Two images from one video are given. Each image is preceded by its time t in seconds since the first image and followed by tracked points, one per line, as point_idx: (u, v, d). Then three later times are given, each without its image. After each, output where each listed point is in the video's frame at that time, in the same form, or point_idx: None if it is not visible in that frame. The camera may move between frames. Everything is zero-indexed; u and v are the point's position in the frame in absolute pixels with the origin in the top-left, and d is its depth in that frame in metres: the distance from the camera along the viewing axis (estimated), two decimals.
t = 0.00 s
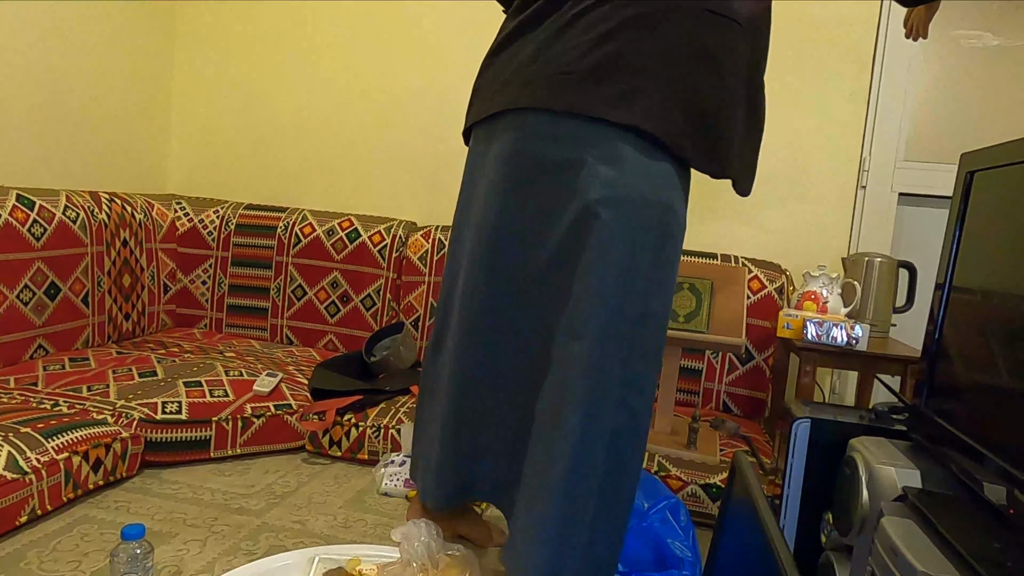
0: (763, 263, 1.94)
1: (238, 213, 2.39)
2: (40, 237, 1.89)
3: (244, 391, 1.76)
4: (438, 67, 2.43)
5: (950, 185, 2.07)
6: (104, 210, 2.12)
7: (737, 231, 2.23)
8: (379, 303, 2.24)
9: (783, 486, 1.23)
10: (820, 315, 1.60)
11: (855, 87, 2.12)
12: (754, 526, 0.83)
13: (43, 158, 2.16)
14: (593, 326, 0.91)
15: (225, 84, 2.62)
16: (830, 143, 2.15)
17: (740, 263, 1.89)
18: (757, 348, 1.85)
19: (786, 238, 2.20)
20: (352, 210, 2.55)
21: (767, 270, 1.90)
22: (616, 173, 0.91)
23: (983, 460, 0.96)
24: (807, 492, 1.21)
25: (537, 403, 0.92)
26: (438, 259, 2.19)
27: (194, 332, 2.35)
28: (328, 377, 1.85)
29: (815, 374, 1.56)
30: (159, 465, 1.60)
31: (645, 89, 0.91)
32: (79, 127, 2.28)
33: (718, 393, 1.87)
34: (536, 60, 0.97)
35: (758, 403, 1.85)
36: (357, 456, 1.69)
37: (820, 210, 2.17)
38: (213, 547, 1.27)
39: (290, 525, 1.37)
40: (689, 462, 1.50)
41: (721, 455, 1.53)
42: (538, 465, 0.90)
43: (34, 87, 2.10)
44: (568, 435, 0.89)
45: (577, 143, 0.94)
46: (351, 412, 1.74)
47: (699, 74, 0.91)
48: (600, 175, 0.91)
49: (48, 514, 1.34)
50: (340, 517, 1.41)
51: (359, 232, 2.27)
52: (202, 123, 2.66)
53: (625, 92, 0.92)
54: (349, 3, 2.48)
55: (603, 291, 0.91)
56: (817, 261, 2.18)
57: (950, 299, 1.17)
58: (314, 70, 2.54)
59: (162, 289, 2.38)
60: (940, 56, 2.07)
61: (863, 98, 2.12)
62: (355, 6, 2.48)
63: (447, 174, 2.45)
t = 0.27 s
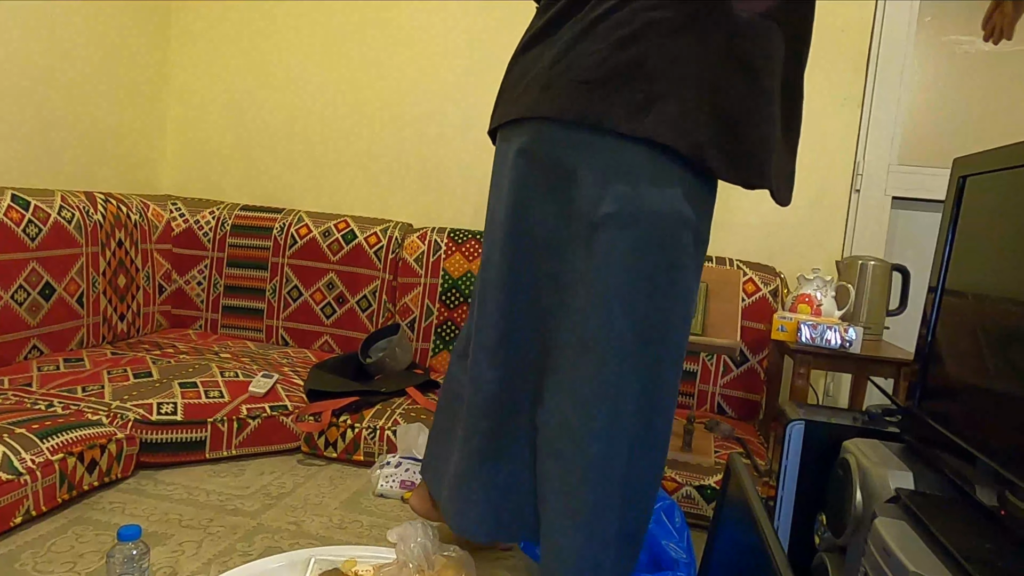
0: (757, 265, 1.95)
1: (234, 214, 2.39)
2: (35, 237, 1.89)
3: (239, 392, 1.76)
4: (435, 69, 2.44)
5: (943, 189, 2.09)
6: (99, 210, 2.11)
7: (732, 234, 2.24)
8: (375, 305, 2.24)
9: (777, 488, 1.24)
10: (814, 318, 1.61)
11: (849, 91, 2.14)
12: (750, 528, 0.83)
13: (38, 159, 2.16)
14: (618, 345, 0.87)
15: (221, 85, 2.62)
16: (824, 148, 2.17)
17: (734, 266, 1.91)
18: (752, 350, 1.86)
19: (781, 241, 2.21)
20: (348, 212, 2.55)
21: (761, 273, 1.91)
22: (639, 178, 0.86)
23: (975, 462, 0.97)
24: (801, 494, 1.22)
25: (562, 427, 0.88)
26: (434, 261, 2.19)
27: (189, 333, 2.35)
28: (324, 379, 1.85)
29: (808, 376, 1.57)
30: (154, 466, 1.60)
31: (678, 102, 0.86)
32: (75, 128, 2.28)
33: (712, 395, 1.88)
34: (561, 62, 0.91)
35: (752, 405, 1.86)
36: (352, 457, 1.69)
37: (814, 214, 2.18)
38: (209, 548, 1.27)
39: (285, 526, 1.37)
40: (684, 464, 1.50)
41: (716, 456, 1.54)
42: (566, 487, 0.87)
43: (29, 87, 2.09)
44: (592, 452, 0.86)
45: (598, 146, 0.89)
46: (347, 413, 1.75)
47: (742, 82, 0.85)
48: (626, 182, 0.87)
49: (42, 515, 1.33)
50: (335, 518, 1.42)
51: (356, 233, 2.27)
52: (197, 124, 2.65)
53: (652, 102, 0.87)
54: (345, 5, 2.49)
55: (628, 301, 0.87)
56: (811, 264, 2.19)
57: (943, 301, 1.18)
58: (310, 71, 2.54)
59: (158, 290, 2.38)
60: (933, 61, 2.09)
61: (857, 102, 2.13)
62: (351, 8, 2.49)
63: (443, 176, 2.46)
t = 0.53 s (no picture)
0: (750, 270, 1.96)
1: (228, 215, 2.39)
2: (28, 236, 1.88)
3: (233, 393, 1.75)
4: (431, 71, 2.44)
5: (934, 196, 2.11)
6: (93, 210, 2.11)
7: (725, 238, 2.25)
8: (370, 306, 2.25)
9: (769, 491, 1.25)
10: (806, 322, 1.62)
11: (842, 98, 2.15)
12: (742, 531, 0.84)
13: (32, 157, 2.15)
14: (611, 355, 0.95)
15: (217, 85, 2.62)
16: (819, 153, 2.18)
17: (728, 270, 1.92)
18: (744, 354, 1.87)
19: (774, 246, 2.22)
20: (343, 213, 2.55)
21: (754, 277, 1.93)
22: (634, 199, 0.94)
23: (963, 467, 0.98)
24: (792, 497, 1.23)
25: (556, 430, 0.95)
26: (429, 263, 2.20)
27: (183, 333, 2.35)
28: (318, 380, 1.85)
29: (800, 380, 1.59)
30: (147, 466, 1.59)
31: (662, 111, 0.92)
32: (70, 127, 2.27)
33: (705, 398, 1.89)
34: (559, 69, 0.97)
35: (745, 408, 1.87)
36: (346, 458, 1.70)
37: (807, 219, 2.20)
38: (202, 549, 1.27)
39: (279, 527, 1.37)
40: (677, 466, 1.51)
41: (708, 459, 1.55)
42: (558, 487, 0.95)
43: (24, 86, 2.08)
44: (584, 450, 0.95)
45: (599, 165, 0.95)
46: (341, 414, 1.75)
47: (727, 87, 0.89)
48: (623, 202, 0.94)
49: (35, 516, 1.33)
50: (329, 519, 1.42)
51: (350, 234, 2.27)
52: (193, 124, 2.65)
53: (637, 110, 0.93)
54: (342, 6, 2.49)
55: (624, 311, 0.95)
56: (804, 269, 2.21)
57: (933, 307, 1.20)
58: (306, 72, 2.54)
59: (151, 290, 2.37)
60: (925, 69, 2.11)
61: (850, 109, 2.15)
62: (348, 9, 2.49)
63: (438, 178, 2.46)
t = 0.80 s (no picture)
0: (736, 275, 1.99)
1: (216, 215, 2.38)
2: (13, 235, 1.87)
3: (220, 394, 1.75)
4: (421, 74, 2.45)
5: (916, 204, 2.14)
6: (79, 209, 2.10)
7: (712, 243, 2.28)
8: (358, 308, 2.25)
9: (753, 494, 1.27)
10: (791, 328, 1.65)
11: (827, 106, 2.19)
12: (726, 533, 0.86)
13: (18, 156, 2.13)
14: (591, 364, 0.97)
15: (206, 86, 2.61)
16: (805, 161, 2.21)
17: (714, 274, 1.94)
18: (730, 358, 1.89)
19: (760, 252, 2.25)
20: (332, 215, 2.55)
21: (740, 282, 1.95)
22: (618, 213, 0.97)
23: (941, 469, 1.01)
24: (776, 499, 1.25)
25: (533, 437, 0.98)
26: (418, 265, 2.20)
27: (169, 334, 2.34)
28: (305, 382, 1.85)
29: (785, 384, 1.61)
30: (133, 468, 1.59)
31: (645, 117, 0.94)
32: (56, 126, 2.25)
33: (691, 402, 1.91)
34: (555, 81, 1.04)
35: (730, 412, 1.89)
36: (334, 460, 1.70)
37: (793, 225, 2.23)
38: (189, 552, 1.26)
39: (266, 529, 1.37)
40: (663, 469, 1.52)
41: (694, 461, 1.57)
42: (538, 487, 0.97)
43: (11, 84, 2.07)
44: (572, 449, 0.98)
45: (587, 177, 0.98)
46: (329, 416, 1.75)
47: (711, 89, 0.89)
48: (607, 216, 0.97)
49: (19, 518, 1.32)
50: (317, 522, 1.42)
51: (339, 236, 2.27)
52: (181, 124, 2.64)
53: (625, 116, 0.96)
54: (333, 8, 2.49)
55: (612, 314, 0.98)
56: (789, 275, 2.23)
57: (914, 313, 1.22)
58: (296, 74, 2.54)
59: (137, 291, 2.36)
60: (909, 79, 2.15)
61: (835, 117, 2.18)
62: (339, 11, 2.49)
63: (427, 180, 2.47)
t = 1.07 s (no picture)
0: (711, 281, 2.02)
1: (193, 218, 2.36)
2: None
3: (198, 399, 1.74)
4: (401, 79, 2.46)
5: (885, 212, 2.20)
6: (53, 212, 2.07)
7: (689, 249, 2.32)
8: (338, 312, 2.25)
9: (727, 495, 1.30)
10: (764, 333, 1.68)
11: (800, 116, 2.24)
12: (701, 533, 0.88)
13: None
14: (576, 369, 1.00)
15: (183, 88, 2.59)
16: (779, 169, 2.26)
17: (691, 280, 1.98)
18: (706, 362, 1.93)
19: (735, 258, 2.29)
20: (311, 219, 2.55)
21: (715, 288, 1.99)
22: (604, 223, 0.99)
23: (907, 470, 1.05)
24: (749, 500, 1.28)
25: (518, 438, 1.00)
26: (398, 270, 2.21)
27: (145, 338, 2.31)
28: (284, 386, 1.85)
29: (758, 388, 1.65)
30: (108, 474, 1.57)
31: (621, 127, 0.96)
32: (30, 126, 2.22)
33: (668, 405, 1.94)
34: (542, 90, 1.08)
35: (705, 415, 1.92)
36: (313, 465, 1.70)
37: (767, 232, 2.27)
38: (167, 557, 1.26)
39: (245, 534, 1.37)
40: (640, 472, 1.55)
41: (670, 464, 1.59)
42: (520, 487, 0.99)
43: None
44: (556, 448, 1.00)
45: (571, 187, 1.01)
46: (308, 421, 1.75)
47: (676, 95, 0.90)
48: (590, 225, 0.99)
49: None
50: (296, 526, 1.42)
51: (319, 240, 2.27)
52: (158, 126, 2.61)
53: (601, 125, 0.99)
54: (313, 12, 2.49)
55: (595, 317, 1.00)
56: (763, 280, 2.28)
57: (881, 319, 1.26)
58: (275, 77, 2.53)
59: (112, 294, 2.33)
60: (878, 91, 2.21)
61: (808, 127, 2.23)
62: (319, 15, 2.49)
63: (407, 185, 2.47)
